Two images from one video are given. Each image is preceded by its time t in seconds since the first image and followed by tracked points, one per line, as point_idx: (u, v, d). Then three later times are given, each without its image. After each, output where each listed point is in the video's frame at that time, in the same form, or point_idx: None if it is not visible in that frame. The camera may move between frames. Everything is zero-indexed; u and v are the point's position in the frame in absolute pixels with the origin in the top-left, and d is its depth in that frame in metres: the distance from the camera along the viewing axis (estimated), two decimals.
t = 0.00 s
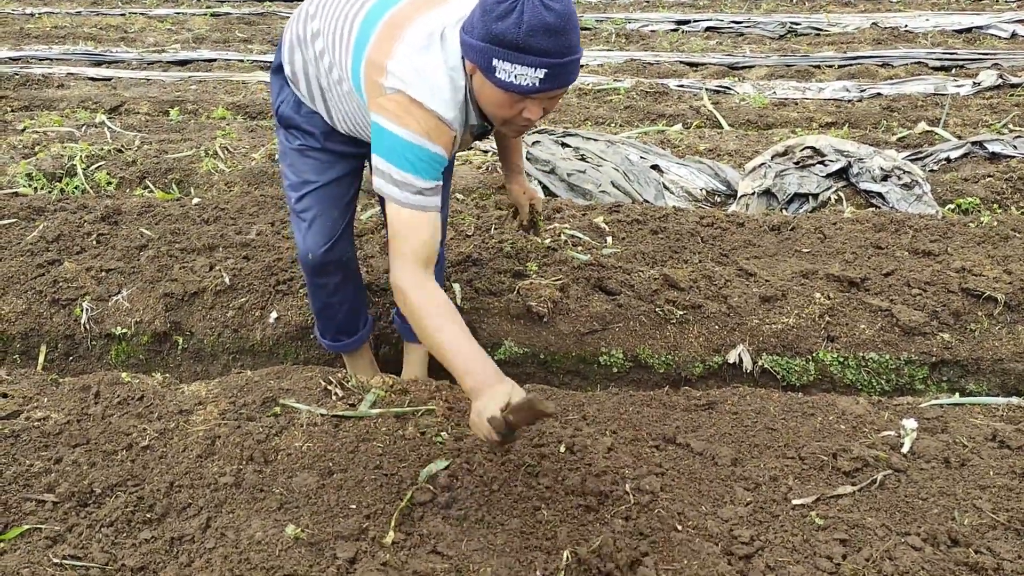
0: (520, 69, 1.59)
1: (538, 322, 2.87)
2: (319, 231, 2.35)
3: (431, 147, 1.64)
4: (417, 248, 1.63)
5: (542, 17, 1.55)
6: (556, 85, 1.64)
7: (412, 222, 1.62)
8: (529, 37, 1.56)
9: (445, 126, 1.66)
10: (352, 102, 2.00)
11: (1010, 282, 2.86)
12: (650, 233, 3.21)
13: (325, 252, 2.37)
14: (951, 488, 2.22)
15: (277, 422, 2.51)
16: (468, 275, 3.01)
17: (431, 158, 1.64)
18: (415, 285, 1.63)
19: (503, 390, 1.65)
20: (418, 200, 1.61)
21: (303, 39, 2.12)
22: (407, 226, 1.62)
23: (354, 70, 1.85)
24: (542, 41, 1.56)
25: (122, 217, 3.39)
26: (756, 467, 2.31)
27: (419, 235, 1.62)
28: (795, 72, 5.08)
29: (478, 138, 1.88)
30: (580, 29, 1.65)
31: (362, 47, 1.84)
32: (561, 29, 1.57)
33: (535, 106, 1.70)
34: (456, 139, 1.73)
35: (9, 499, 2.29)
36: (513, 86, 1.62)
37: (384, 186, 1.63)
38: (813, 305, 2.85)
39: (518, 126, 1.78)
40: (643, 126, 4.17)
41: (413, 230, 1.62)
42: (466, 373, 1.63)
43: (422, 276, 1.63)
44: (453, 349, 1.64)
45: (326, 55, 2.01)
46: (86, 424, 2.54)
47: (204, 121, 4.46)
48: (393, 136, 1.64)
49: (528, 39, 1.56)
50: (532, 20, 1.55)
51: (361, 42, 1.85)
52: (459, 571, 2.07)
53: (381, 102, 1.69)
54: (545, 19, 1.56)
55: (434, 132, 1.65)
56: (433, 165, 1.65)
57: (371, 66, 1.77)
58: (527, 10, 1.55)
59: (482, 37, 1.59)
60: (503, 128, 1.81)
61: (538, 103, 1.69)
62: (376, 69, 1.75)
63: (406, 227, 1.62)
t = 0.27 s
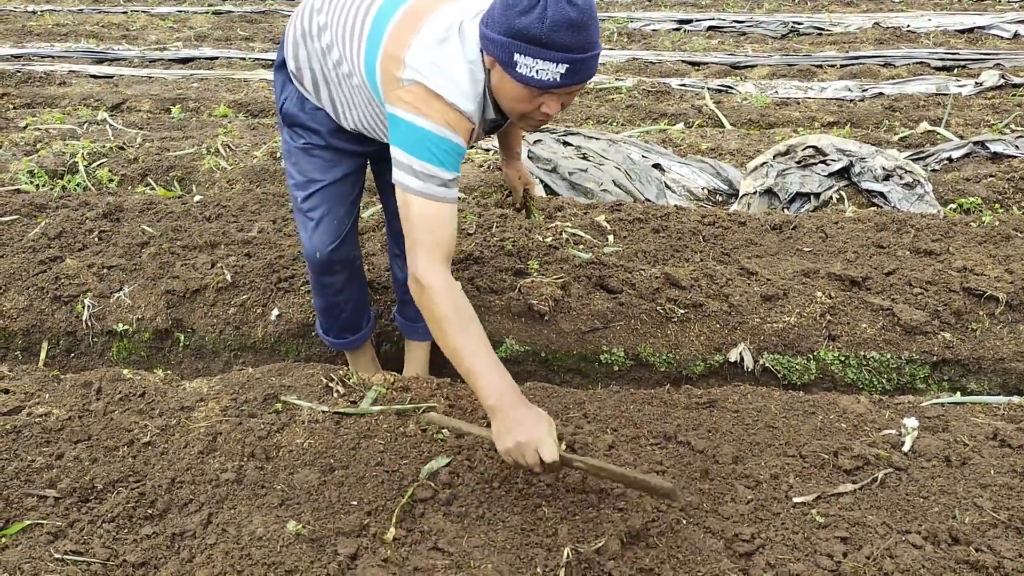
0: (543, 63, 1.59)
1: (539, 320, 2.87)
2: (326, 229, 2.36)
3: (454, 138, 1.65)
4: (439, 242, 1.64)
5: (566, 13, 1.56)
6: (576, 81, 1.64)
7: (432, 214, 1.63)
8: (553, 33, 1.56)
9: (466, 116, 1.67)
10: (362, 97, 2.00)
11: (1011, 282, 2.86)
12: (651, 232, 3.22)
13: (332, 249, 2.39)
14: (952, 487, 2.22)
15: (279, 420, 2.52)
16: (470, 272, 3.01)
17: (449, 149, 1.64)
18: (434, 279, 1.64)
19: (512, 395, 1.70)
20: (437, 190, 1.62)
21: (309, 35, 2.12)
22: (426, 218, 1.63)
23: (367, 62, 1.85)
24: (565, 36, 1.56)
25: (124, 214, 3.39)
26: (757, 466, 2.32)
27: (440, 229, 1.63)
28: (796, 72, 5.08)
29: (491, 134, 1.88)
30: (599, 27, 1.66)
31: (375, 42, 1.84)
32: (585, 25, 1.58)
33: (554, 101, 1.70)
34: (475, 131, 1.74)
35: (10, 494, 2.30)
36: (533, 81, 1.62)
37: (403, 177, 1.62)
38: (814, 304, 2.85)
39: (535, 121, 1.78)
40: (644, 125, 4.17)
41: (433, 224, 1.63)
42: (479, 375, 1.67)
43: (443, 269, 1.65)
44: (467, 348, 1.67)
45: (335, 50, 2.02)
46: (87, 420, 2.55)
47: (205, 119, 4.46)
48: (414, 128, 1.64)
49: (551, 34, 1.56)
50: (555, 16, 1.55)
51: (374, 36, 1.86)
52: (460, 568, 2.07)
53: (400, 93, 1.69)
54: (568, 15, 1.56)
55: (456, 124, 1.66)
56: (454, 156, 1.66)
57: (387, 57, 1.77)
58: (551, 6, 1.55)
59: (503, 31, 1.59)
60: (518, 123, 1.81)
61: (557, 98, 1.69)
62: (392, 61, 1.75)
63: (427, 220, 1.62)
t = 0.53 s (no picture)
0: (537, 64, 1.59)
1: (538, 319, 2.87)
2: (327, 226, 2.37)
3: (463, 137, 1.65)
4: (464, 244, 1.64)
5: (561, 14, 1.56)
6: (571, 82, 1.64)
7: (459, 216, 1.63)
8: (547, 33, 1.56)
9: (470, 118, 1.66)
10: (362, 96, 2.00)
11: (1010, 281, 2.87)
12: (650, 231, 3.22)
13: (333, 247, 2.40)
14: (949, 486, 2.22)
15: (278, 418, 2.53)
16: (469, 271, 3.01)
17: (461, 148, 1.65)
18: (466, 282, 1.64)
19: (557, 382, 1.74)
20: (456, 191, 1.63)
21: (309, 32, 2.11)
22: (453, 221, 1.63)
23: (367, 60, 1.85)
24: (560, 38, 1.56)
25: (124, 212, 3.39)
26: (755, 464, 2.32)
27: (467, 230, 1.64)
28: (796, 71, 5.08)
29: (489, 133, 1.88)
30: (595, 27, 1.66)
31: (375, 41, 1.84)
32: (580, 26, 1.58)
33: (549, 102, 1.70)
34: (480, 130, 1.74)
35: (10, 492, 2.31)
36: (528, 82, 1.62)
37: (422, 182, 1.63)
38: (813, 303, 2.85)
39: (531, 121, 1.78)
40: (644, 124, 4.17)
41: (460, 226, 1.63)
42: (523, 367, 1.70)
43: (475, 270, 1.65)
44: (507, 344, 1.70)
45: (335, 48, 2.01)
46: (87, 418, 2.56)
47: (205, 117, 4.46)
48: (424, 131, 1.63)
49: (546, 35, 1.56)
50: (551, 17, 1.56)
51: (374, 35, 1.86)
52: (458, 566, 2.08)
53: (401, 96, 1.69)
54: (564, 16, 1.56)
55: (462, 124, 1.66)
56: (468, 155, 1.66)
57: (387, 58, 1.77)
58: (547, 6, 1.56)
59: (499, 32, 1.60)
60: (514, 123, 1.81)
61: (552, 99, 1.69)
62: (393, 62, 1.75)
63: (454, 225, 1.63)
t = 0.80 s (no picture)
0: (554, 56, 1.58)
1: (537, 316, 2.87)
2: (328, 227, 2.37)
3: (463, 138, 1.64)
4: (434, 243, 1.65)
5: (578, 7, 1.55)
6: (586, 75, 1.63)
7: (433, 216, 1.64)
8: (564, 25, 1.56)
9: (477, 115, 1.66)
10: (368, 94, 1.99)
11: (1010, 279, 2.86)
12: (650, 228, 3.21)
13: (335, 246, 2.41)
14: (948, 483, 2.22)
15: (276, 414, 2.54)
16: (468, 268, 3.01)
17: (460, 148, 1.64)
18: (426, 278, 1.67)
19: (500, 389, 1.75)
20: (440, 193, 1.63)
21: (309, 29, 2.10)
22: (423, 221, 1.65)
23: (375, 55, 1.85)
24: (577, 30, 1.56)
25: (122, 208, 3.39)
26: (754, 461, 2.32)
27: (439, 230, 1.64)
28: (797, 68, 5.07)
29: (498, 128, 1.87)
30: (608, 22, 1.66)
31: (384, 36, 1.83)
32: (596, 18, 1.57)
33: (562, 97, 1.69)
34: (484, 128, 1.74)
35: (9, 489, 2.32)
36: (544, 73, 1.61)
37: (420, 180, 1.63)
38: (813, 300, 2.85)
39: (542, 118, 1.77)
40: (644, 121, 4.16)
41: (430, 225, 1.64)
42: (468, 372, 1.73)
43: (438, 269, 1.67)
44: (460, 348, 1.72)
45: (338, 45, 2.00)
46: (85, 414, 2.57)
47: (205, 113, 4.45)
48: (428, 130, 1.63)
49: (564, 26, 1.55)
50: (568, 9, 1.55)
51: (380, 33, 1.86)
52: (456, 562, 2.09)
53: (408, 93, 1.68)
54: (581, 8, 1.55)
55: (467, 122, 1.65)
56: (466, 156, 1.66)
57: (396, 56, 1.76)
58: None
59: (515, 23, 1.59)
60: (525, 117, 1.79)
61: (566, 92, 1.68)
62: (403, 59, 1.75)
63: (428, 222, 1.64)
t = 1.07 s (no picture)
0: (548, 61, 1.59)
1: (539, 312, 2.87)
2: (328, 221, 2.37)
3: (464, 132, 1.65)
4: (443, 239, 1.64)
5: (575, 12, 1.55)
6: (581, 79, 1.64)
7: (443, 210, 1.63)
8: (560, 30, 1.56)
9: (472, 110, 1.66)
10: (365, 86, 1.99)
11: (1012, 275, 2.86)
12: (652, 224, 3.21)
13: (336, 240, 2.41)
14: (951, 480, 2.22)
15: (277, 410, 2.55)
16: (470, 264, 3.00)
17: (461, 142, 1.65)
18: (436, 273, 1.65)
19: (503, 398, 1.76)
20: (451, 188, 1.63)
21: (309, 22, 2.10)
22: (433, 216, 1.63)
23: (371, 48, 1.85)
24: (573, 36, 1.56)
25: (124, 204, 3.39)
26: (756, 457, 2.33)
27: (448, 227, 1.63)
28: (798, 66, 5.07)
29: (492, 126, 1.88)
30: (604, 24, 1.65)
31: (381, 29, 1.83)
32: (592, 24, 1.57)
33: (557, 98, 1.70)
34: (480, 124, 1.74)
35: (12, 484, 2.33)
36: (539, 77, 1.62)
37: (420, 176, 1.62)
38: (815, 297, 2.85)
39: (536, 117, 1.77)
40: (646, 118, 4.16)
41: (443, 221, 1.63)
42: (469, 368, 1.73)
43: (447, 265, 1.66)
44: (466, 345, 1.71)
45: (337, 39, 2.00)
46: (87, 409, 2.58)
47: (206, 109, 4.45)
48: (426, 125, 1.63)
49: (560, 32, 1.55)
50: (565, 14, 1.55)
51: (379, 24, 1.85)
52: (458, 557, 2.10)
53: (405, 86, 1.68)
54: (577, 14, 1.55)
55: (465, 118, 1.66)
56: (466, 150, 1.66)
57: (391, 47, 1.76)
58: (561, 4, 1.55)
59: (511, 25, 1.59)
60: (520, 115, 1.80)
61: (560, 95, 1.69)
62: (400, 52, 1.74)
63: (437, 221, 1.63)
